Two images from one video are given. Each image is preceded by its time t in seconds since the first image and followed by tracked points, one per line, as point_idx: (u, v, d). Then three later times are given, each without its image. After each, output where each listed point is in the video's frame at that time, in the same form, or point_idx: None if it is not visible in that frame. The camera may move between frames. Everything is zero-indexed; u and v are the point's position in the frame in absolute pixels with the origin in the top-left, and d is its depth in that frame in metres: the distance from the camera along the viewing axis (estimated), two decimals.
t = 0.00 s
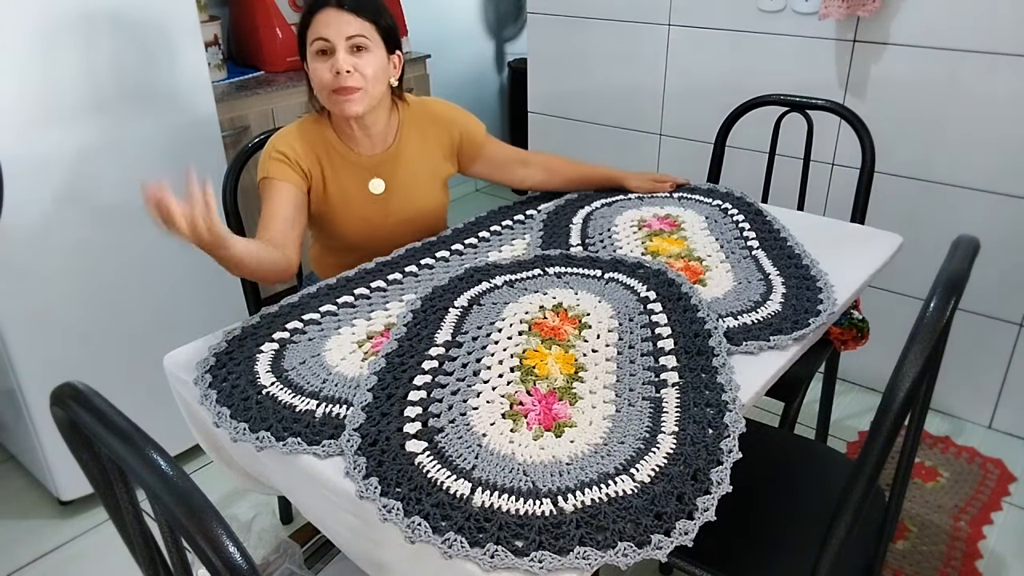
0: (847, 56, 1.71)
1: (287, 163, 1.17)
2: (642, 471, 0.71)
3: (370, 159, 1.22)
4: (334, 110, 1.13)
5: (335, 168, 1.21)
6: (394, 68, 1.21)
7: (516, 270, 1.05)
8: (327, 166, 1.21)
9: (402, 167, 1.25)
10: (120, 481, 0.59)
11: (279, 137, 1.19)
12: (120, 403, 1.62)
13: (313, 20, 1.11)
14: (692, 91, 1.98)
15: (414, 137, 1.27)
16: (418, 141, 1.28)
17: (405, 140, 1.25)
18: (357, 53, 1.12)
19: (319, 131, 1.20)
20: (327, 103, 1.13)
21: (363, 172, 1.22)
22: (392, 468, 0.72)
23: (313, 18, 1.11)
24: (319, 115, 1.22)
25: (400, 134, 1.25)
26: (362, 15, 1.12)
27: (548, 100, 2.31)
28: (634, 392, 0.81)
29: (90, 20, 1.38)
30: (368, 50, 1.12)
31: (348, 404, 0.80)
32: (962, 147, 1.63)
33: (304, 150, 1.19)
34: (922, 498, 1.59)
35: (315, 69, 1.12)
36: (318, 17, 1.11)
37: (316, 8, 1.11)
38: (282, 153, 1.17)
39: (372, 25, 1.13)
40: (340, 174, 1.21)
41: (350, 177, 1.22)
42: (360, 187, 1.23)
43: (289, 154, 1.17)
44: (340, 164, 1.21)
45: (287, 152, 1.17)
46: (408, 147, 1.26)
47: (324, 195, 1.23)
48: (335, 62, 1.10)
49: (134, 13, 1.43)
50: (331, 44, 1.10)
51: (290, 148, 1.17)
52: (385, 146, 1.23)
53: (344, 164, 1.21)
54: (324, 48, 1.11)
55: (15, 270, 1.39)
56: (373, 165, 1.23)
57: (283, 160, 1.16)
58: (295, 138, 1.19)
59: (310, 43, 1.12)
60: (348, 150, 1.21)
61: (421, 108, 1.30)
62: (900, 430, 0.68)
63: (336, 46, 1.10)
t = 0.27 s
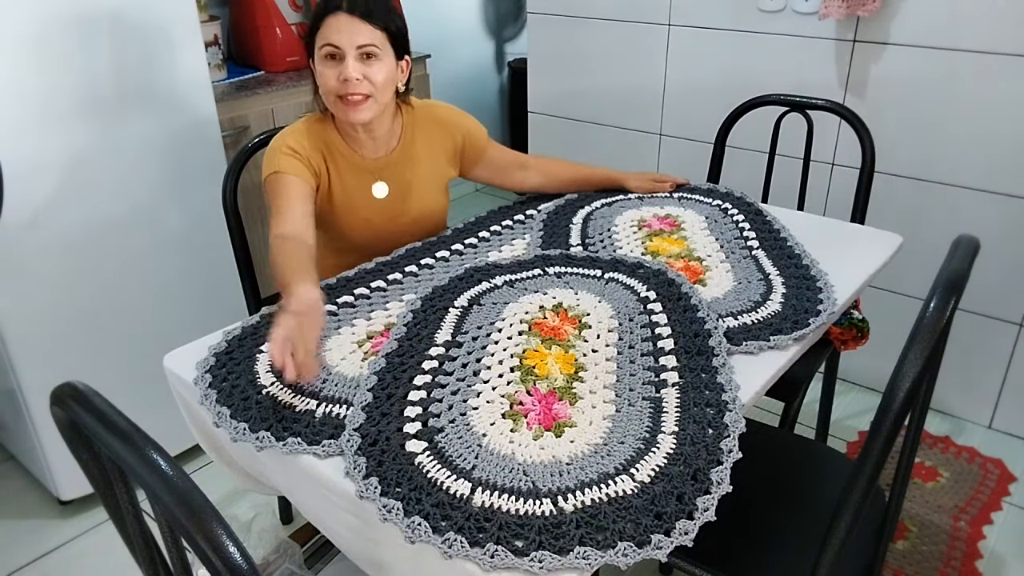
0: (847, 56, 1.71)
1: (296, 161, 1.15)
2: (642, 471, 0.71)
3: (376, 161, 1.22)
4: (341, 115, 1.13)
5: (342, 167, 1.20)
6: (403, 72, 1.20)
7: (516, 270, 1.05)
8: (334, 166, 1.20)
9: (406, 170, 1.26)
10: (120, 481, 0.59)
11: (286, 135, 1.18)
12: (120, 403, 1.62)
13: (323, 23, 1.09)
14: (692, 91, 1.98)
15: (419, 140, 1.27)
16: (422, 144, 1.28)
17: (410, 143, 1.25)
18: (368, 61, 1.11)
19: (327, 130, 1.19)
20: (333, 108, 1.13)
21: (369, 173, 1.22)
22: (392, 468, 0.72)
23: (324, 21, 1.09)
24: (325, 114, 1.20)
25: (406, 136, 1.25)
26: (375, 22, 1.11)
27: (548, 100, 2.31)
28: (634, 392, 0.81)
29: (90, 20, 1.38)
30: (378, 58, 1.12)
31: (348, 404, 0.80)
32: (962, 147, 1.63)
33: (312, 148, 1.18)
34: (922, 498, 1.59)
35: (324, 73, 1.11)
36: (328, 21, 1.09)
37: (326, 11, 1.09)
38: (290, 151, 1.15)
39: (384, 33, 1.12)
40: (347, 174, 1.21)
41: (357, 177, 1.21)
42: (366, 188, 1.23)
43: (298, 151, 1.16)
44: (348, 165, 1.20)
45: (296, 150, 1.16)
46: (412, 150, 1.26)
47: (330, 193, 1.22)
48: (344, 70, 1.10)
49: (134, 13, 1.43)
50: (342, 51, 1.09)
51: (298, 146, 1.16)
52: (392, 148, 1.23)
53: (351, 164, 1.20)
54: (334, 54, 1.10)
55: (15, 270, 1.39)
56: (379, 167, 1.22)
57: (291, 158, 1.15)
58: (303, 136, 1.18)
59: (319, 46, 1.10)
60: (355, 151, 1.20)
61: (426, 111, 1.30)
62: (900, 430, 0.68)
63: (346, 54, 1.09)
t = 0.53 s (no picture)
0: (847, 56, 1.71)
1: (300, 167, 1.14)
2: (642, 471, 0.71)
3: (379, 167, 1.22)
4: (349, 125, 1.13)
5: (346, 173, 1.19)
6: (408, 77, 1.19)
7: (516, 270, 1.05)
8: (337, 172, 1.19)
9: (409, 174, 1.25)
10: (120, 481, 0.59)
11: (288, 141, 1.16)
12: (119, 403, 1.62)
13: (330, 36, 1.08)
14: (692, 91, 1.98)
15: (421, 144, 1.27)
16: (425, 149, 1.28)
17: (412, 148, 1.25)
18: (376, 75, 1.10)
19: (329, 137, 1.18)
20: (342, 119, 1.13)
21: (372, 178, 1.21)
22: (392, 468, 0.72)
23: (331, 34, 1.08)
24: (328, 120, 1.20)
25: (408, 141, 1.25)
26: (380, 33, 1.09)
27: (547, 100, 2.31)
28: (634, 392, 0.81)
29: (90, 21, 1.38)
30: (386, 71, 1.10)
31: (348, 404, 0.80)
32: (962, 147, 1.63)
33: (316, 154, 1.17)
34: (922, 498, 1.59)
35: (331, 85, 1.10)
36: (336, 33, 1.07)
37: (333, 23, 1.08)
38: (293, 157, 1.14)
39: (391, 45, 1.11)
40: (350, 179, 1.20)
41: (360, 183, 1.21)
42: (369, 193, 1.22)
43: (301, 158, 1.15)
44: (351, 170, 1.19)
45: (299, 157, 1.15)
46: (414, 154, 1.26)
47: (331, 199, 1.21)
48: (353, 83, 1.08)
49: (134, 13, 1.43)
50: (350, 66, 1.08)
51: (302, 153, 1.15)
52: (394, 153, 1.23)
53: (354, 170, 1.20)
54: (341, 67, 1.08)
55: (15, 270, 1.39)
56: (382, 172, 1.22)
57: (294, 164, 1.14)
58: (306, 142, 1.17)
59: (326, 58, 1.09)
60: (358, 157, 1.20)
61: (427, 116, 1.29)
62: (900, 430, 0.68)
63: (354, 69, 1.08)
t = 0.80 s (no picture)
0: (847, 56, 1.71)
1: (300, 168, 1.14)
2: (642, 471, 0.71)
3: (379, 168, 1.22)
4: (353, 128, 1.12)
5: (345, 173, 1.19)
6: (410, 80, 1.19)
7: (516, 270, 1.05)
8: (337, 173, 1.19)
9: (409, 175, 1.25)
10: (120, 481, 0.59)
11: (289, 141, 1.16)
12: (119, 403, 1.62)
13: (337, 41, 1.08)
14: (692, 91, 1.98)
15: (421, 145, 1.27)
16: (425, 150, 1.27)
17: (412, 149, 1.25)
18: (383, 80, 1.10)
19: (330, 138, 1.18)
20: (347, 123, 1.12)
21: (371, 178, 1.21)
22: (392, 468, 0.72)
23: (338, 38, 1.07)
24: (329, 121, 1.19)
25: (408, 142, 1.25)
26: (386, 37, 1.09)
27: (547, 100, 2.31)
28: (634, 392, 0.81)
29: (90, 20, 1.38)
30: (392, 75, 1.11)
31: (348, 404, 0.80)
32: (962, 147, 1.63)
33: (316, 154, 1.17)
34: (922, 498, 1.59)
35: (336, 89, 1.10)
36: (343, 37, 1.07)
37: (340, 27, 1.08)
38: (294, 157, 1.14)
39: (397, 49, 1.11)
40: (350, 180, 1.20)
41: (360, 183, 1.21)
42: (368, 193, 1.22)
43: (302, 159, 1.15)
44: (351, 171, 1.19)
45: (299, 157, 1.14)
46: (414, 155, 1.26)
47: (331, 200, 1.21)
48: (360, 88, 1.08)
49: (135, 13, 1.43)
50: (357, 71, 1.08)
51: (302, 153, 1.15)
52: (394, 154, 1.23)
53: (354, 171, 1.20)
54: (347, 71, 1.08)
55: (15, 269, 1.39)
56: (382, 173, 1.22)
57: (295, 165, 1.14)
58: (307, 143, 1.17)
59: (332, 62, 1.08)
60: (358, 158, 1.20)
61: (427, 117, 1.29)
62: (900, 430, 0.68)
63: (361, 73, 1.08)
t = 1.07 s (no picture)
0: (847, 56, 1.71)
1: (300, 167, 1.14)
2: (642, 471, 0.71)
3: (380, 167, 1.22)
4: (353, 119, 1.11)
5: (346, 173, 1.19)
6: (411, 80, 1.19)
7: (516, 270, 1.05)
8: (337, 172, 1.19)
9: (409, 175, 1.25)
10: (120, 481, 0.59)
11: (290, 141, 1.16)
12: (119, 403, 1.62)
13: (341, 27, 1.08)
14: (692, 91, 1.98)
15: (422, 145, 1.27)
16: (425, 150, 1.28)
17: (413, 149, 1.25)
18: (385, 66, 1.10)
19: (331, 136, 1.18)
20: (348, 112, 1.11)
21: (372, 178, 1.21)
22: (392, 468, 0.72)
23: (341, 26, 1.08)
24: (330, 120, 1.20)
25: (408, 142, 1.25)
26: (388, 25, 1.10)
27: (548, 100, 2.31)
28: (634, 392, 0.81)
29: (90, 20, 1.38)
30: (395, 63, 1.11)
31: (348, 404, 0.80)
32: (962, 147, 1.63)
33: (316, 154, 1.17)
34: (922, 498, 1.59)
35: (338, 77, 1.09)
36: (347, 24, 1.08)
37: (343, 16, 1.08)
38: (295, 157, 1.14)
39: (400, 38, 1.12)
40: (350, 180, 1.20)
41: (360, 183, 1.21)
42: (369, 193, 1.22)
43: (303, 158, 1.15)
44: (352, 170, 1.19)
45: (300, 156, 1.14)
46: (415, 155, 1.26)
47: (332, 199, 1.21)
48: (362, 74, 1.08)
49: (135, 13, 1.44)
50: (360, 55, 1.08)
51: (303, 153, 1.15)
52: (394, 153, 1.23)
53: (354, 170, 1.20)
54: (349, 57, 1.08)
55: (15, 269, 1.39)
56: (383, 172, 1.22)
57: (296, 164, 1.14)
58: (308, 142, 1.17)
59: (335, 49, 1.09)
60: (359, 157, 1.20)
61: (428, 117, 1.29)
62: (900, 430, 0.68)
63: (364, 58, 1.08)
